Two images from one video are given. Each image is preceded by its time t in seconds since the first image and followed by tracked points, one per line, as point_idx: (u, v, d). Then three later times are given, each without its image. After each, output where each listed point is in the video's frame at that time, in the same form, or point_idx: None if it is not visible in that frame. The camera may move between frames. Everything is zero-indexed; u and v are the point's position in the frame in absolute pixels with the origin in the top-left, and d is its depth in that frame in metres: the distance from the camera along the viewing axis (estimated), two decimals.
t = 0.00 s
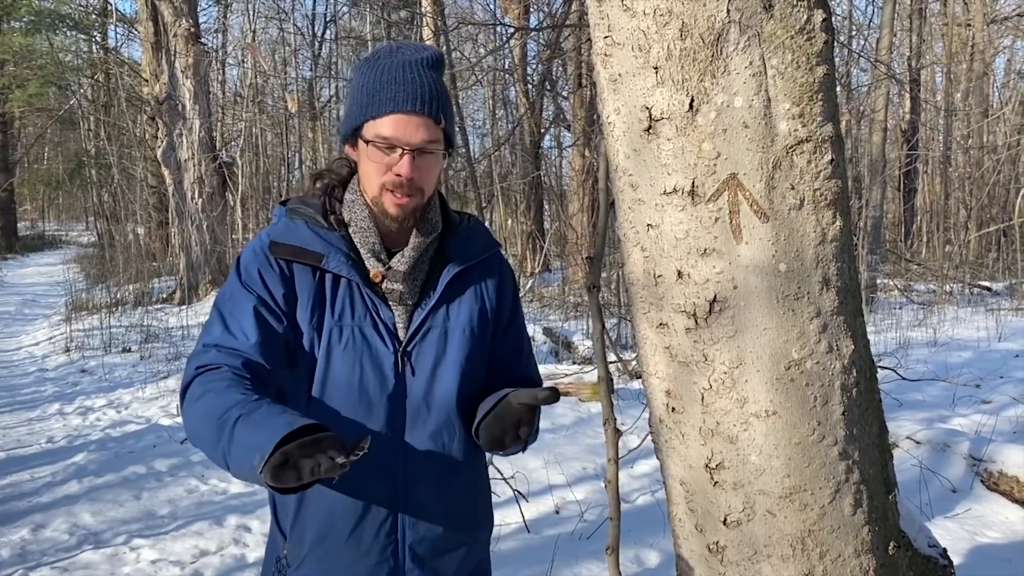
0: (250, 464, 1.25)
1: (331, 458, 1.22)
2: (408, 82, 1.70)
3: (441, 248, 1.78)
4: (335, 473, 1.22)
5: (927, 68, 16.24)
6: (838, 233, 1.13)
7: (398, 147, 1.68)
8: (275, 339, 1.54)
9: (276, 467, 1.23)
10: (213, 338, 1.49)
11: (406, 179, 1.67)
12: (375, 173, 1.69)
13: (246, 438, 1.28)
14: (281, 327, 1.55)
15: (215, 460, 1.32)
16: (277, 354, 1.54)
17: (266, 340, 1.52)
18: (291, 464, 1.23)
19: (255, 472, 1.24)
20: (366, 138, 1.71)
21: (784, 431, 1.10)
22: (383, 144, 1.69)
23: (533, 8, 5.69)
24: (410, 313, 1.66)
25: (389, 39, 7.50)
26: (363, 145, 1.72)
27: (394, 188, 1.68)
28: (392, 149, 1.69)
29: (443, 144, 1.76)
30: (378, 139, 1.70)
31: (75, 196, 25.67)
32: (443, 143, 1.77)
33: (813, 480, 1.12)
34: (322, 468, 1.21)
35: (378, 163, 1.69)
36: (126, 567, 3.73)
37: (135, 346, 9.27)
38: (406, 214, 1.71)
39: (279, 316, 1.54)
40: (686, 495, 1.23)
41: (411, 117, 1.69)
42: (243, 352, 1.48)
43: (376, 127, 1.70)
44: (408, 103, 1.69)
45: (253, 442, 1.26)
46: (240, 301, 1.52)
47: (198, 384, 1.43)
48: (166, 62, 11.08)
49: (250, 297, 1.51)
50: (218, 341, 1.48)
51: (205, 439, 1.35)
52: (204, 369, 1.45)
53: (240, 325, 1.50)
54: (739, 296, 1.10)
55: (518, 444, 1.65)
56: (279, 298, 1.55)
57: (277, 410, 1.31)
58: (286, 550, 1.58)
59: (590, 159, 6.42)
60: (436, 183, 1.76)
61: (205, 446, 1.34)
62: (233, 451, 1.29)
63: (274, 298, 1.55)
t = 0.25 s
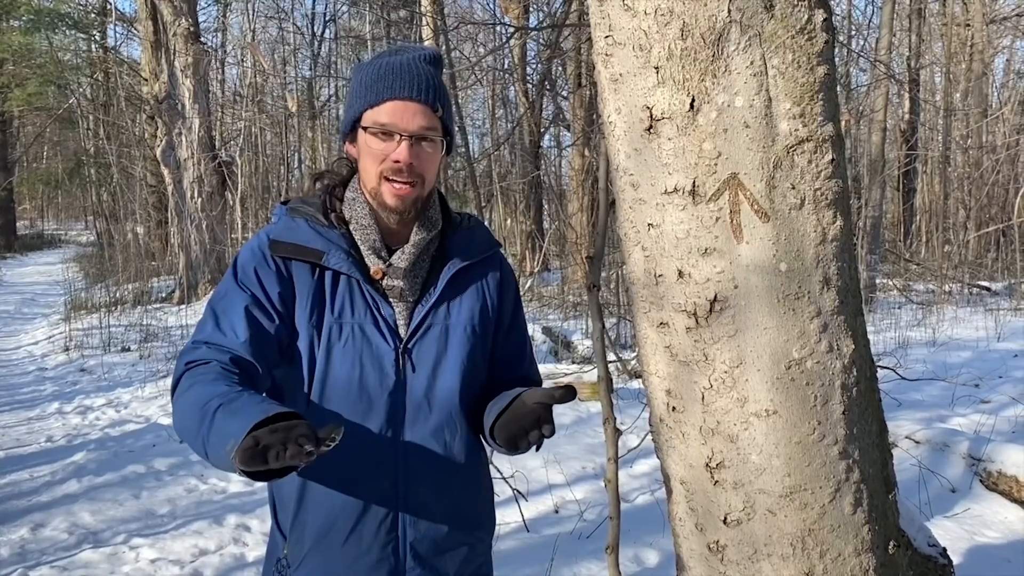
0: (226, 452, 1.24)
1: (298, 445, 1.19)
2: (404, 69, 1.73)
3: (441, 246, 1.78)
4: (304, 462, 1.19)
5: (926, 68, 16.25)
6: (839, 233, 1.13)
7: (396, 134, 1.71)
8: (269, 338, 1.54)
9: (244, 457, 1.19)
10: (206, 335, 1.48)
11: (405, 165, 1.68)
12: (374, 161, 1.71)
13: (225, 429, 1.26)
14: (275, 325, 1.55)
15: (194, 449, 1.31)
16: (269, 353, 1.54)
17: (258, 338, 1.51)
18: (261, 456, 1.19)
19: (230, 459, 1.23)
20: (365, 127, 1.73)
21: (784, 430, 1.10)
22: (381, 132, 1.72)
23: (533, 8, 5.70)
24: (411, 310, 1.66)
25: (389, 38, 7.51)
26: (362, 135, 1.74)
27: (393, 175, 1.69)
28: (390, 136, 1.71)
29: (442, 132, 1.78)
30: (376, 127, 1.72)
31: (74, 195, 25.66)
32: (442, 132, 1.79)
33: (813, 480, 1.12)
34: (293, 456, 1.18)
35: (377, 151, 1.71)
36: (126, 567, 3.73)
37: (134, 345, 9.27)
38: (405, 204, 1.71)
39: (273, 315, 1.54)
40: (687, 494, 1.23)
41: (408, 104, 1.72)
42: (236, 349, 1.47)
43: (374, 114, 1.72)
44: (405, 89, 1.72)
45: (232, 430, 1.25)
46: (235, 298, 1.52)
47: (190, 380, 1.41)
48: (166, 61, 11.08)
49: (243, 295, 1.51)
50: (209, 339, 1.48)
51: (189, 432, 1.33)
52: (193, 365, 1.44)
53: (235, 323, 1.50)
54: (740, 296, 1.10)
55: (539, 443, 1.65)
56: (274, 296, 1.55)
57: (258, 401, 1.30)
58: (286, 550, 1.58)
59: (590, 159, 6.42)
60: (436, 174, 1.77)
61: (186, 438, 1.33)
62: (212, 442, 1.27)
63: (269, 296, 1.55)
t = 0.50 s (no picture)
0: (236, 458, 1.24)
1: (313, 453, 1.19)
2: (398, 64, 1.74)
3: (439, 243, 1.78)
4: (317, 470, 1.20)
5: (925, 68, 16.26)
6: (840, 232, 1.13)
7: (391, 128, 1.72)
8: (268, 338, 1.54)
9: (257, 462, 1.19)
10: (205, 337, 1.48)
11: (401, 160, 1.69)
12: (370, 157, 1.71)
13: (232, 432, 1.27)
14: (274, 326, 1.55)
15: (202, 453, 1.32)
16: (269, 354, 1.54)
17: (255, 339, 1.51)
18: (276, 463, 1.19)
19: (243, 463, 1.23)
20: (360, 123, 1.74)
21: (785, 429, 1.10)
22: (377, 126, 1.72)
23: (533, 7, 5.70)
24: (409, 308, 1.66)
25: (388, 37, 7.51)
26: (358, 131, 1.75)
27: (389, 170, 1.69)
28: (386, 131, 1.72)
29: (437, 127, 1.79)
30: (372, 122, 1.73)
31: (73, 195, 25.67)
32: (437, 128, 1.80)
33: (813, 479, 1.12)
34: (306, 465, 1.18)
35: (373, 147, 1.71)
36: (125, 565, 3.73)
37: (133, 344, 9.26)
38: (403, 199, 1.71)
39: (271, 316, 1.54)
40: (687, 493, 1.23)
41: (402, 99, 1.72)
42: (236, 351, 1.47)
43: (369, 110, 1.73)
44: (399, 84, 1.73)
45: (239, 432, 1.25)
46: (233, 300, 1.52)
47: (192, 383, 1.41)
48: (165, 59, 11.07)
49: (241, 297, 1.52)
50: (209, 341, 1.47)
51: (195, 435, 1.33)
52: (193, 368, 1.44)
53: (233, 324, 1.50)
54: (740, 294, 1.10)
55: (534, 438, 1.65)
56: (273, 296, 1.55)
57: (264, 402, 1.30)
58: (285, 551, 1.58)
59: (589, 158, 6.42)
60: (432, 170, 1.77)
61: (191, 441, 1.34)
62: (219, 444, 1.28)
63: (267, 297, 1.54)
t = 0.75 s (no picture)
0: (255, 457, 1.27)
1: (341, 446, 1.23)
2: (392, 62, 1.74)
3: (437, 238, 1.78)
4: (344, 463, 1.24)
5: (925, 67, 16.26)
6: (840, 231, 1.13)
7: (387, 125, 1.72)
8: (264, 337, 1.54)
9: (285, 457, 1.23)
10: (202, 340, 1.49)
11: (397, 155, 1.69)
12: (366, 153, 1.71)
13: (246, 430, 1.29)
14: (271, 324, 1.56)
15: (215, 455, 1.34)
16: (267, 354, 1.56)
17: (251, 338, 1.52)
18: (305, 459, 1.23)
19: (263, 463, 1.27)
20: (356, 120, 1.74)
21: (784, 428, 1.11)
22: (372, 123, 1.72)
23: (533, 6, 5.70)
24: (408, 303, 1.66)
25: (388, 36, 7.51)
26: (353, 128, 1.75)
27: (385, 166, 1.69)
28: (381, 127, 1.72)
29: (433, 123, 1.78)
30: (367, 119, 1.73)
31: (72, 193, 25.65)
32: (433, 124, 1.80)
33: (812, 477, 1.12)
34: (334, 458, 1.22)
35: (368, 143, 1.72)
36: (124, 563, 3.73)
37: (132, 342, 9.25)
38: (399, 195, 1.71)
39: (267, 316, 1.55)
40: (686, 492, 1.23)
41: (398, 95, 1.73)
42: (234, 351, 1.49)
43: (365, 107, 1.73)
44: (394, 81, 1.73)
45: (256, 431, 1.28)
46: (229, 300, 1.52)
47: (193, 386, 1.43)
48: (165, 58, 11.07)
49: (237, 298, 1.52)
50: (206, 344, 1.48)
51: (204, 437, 1.36)
52: (192, 372, 1.46)
53: (230, 325, 1.50)
54: (740, 293, 1.10)
55: (524, 435, 1.65)
56: (269, 295, 1.56)
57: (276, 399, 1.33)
58: (285, 548, 1.58)
59: (589, 157, 6.43)
60: (429, 166, 1.77)
61: (199, 444, 1.36)
62: (235, 443, 1.30)
63: (264, 296, 1.55)
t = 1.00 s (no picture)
0: (291, 448, 1.32)
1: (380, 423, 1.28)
2: (390, 58, 1.74)
3: (439, 236, 1.78)
4: (388, 438, 1.30)
5: (924, 66, 16.26)
6: (840, 229, 1.13)
7: (386, 119, 1.71)
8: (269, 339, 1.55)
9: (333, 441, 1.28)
10: (209, 345, 1.50)
11: (398, 148, 1.68)
12: (366, 148, 1.70)
13: (278, 426, 1.34)
14: (276, 325, 1.57)
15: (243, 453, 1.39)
16: (275, 356, 1.58)
17: (256, 340, 1.53)
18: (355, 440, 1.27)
19: (299, 452, 1.32)
20: (355, 116, 1.74)
21: (785, 427, 1.11)
22: (372, 118, 1.72)
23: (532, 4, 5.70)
24: (411, 300, 1.65)
25: (387, 34, 7.51)
26: (353, 125, 1.75)
27: (386, 161, 1.69)
28: (381, 122, 1.72)
29: (432, 118, 1.78)
30: (367, 114, 1.72)
31: (71, 191, 25.62)
32: (433, 119, 1.79)
33: (812, 476, 1.12)
34: (379, 434, 1.27)
35: (368, 139, 1.71)
36: (123, 561, 3.73)
37: (131, 340, 9.24)
38: (401, 189, 1.70)
39: (271, 318, 1.56)
40: (686, 490, 1.23)
41: (396, 90, 1.73)
42: (240, 354, 1.50)
43: (364, 102, 1.73)
44: (393, 76, 1.73)
45: (289, 425, 1.33)
46: (232, 303, 1.53)
47: (203, 392, 1.45)
48: (164, 55, 11.06)
49: (240, 302, 1.53)
50: (213, 350, 1.50)
51: (225, 440, 1.40)
52: (203, 378, 1.48)
53: (232, 330, 1.51)
54: (740, 292, 1.10)
55: (524, 431, 1.66)
56: (273, 297, 1.56)
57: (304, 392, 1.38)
58: (291, 548, 1.58)
59: (589, 156, 6.42)
60: (429, 161, 1.77)
61: (222, 445, 1.40)
62: (264, 439, 1.35)
63: (267, 299, 1.56)
